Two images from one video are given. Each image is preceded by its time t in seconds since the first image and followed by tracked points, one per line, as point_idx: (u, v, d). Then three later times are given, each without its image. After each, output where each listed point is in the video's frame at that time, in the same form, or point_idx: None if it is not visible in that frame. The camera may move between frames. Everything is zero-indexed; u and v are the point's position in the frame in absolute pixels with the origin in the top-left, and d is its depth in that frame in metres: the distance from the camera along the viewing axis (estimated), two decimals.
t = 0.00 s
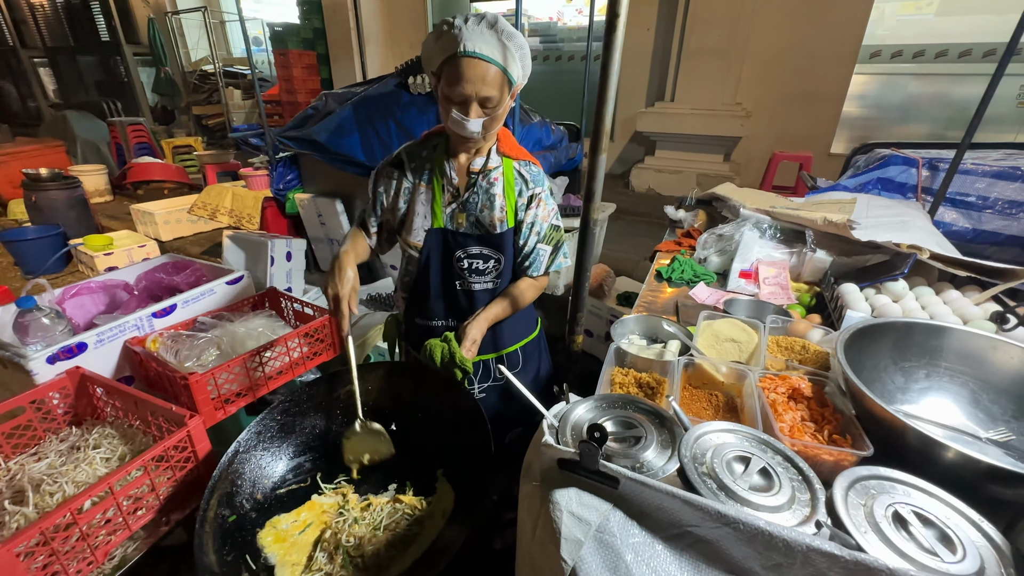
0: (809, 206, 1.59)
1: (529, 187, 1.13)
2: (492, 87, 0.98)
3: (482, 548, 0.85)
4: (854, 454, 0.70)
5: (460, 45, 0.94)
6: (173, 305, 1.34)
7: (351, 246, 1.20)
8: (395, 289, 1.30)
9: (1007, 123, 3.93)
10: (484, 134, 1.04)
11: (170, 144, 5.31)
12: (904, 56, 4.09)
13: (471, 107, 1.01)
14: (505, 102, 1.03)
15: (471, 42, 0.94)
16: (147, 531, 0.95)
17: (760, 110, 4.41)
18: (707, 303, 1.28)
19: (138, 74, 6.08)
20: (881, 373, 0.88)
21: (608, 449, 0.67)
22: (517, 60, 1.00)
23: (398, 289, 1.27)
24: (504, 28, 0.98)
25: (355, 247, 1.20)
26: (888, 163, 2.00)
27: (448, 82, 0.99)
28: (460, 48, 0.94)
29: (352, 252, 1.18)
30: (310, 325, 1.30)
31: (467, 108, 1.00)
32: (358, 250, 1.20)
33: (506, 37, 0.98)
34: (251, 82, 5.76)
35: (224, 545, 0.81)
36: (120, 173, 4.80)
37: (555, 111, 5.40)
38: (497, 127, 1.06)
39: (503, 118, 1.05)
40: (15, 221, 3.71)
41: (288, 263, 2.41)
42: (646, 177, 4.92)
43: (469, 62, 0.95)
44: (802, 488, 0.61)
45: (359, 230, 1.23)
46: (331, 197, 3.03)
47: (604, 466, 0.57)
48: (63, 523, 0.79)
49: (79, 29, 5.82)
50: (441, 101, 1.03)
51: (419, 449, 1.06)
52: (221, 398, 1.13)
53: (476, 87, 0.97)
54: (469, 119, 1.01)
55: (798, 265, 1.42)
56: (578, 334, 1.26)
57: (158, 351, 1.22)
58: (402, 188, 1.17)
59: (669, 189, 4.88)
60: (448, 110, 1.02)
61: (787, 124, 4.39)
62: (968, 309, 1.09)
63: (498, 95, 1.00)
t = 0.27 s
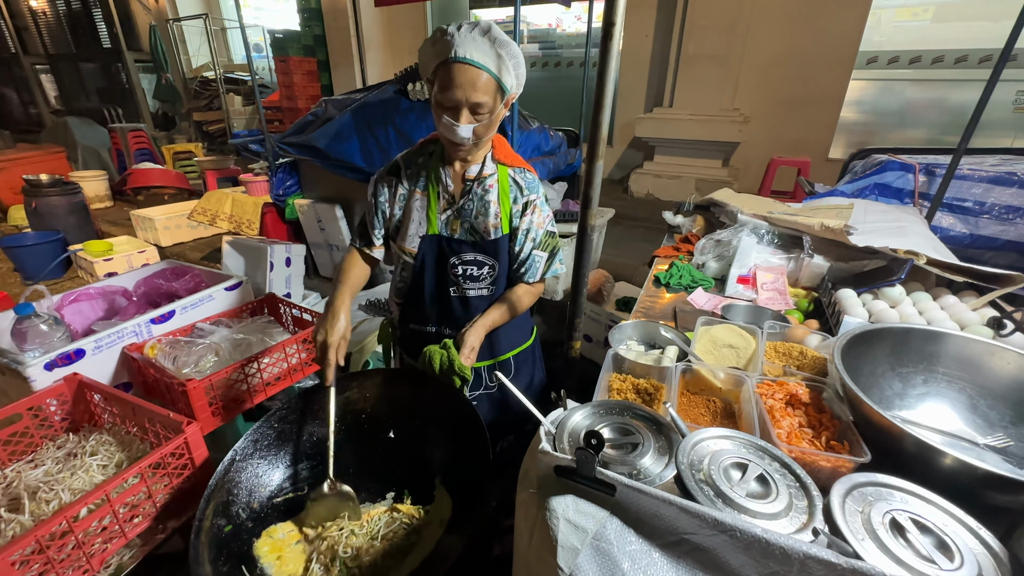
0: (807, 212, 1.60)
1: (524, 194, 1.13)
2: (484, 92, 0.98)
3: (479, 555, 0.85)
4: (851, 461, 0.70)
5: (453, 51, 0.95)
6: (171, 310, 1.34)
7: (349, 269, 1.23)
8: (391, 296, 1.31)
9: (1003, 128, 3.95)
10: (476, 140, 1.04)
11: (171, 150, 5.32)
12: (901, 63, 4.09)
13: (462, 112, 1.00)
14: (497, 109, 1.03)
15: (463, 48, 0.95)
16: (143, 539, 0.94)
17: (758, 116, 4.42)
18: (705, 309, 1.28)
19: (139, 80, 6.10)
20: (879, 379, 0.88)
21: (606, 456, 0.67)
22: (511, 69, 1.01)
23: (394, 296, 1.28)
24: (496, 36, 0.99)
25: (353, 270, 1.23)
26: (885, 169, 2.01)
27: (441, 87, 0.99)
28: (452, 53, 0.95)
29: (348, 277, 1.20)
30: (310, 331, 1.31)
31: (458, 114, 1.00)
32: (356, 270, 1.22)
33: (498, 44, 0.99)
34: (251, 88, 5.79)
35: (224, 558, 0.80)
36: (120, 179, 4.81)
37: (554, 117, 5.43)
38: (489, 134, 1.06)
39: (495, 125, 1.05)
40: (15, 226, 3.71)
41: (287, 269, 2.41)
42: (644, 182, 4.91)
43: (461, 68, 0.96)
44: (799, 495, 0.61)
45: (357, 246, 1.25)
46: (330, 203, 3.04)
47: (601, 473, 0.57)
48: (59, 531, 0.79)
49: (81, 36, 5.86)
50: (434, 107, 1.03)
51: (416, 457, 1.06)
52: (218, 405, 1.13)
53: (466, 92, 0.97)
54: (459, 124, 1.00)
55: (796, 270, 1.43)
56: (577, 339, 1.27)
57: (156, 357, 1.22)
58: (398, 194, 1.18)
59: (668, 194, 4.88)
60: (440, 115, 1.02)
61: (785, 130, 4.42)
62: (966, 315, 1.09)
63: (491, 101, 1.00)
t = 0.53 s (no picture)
0: (804, 216, 1.60)
1: (519, 199, 1.14)
2: (476, 100, 0.99)
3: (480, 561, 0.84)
4: (849, 465, 0.70)
5: (444, 60, 0.95)
6: (170, 315, 1.34)
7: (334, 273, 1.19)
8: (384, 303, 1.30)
9: (997, 133, 3.99)
10: (469, 147, 1.04)
11: (169, 154, 5.33)
12: (897, 67, 4.13)
13: (454, 119, 1.00)
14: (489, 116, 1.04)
15: (455, 56, 0.95)
16: (140, 545, 0.93)
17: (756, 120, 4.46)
18: (703, 312, 1.29)
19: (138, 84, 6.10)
20: (876, 383, 0.88)
21: (603, 462, 0.67)
22: (502, 76, 1.02)
23: (389, 303, 1.28)
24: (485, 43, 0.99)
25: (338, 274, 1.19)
26: (881, 173, 2.02)
27: (433, 96, 1.00)
28: (445, 62, 0.95)
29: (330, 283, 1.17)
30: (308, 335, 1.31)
31: (451, 122, 1.00)
32: (341, 279, 1.19)
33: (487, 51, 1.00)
34: (251, 92, 5.81)
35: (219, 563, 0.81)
36: (119, 183, 4.81)
37: (553, 121, 5.45)
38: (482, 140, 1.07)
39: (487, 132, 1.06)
40: (13, 230, 3.70)
41: (286, 273, 2.41)
42: (643, 186, 4.91)
43: (454, 76, 0.96)
44: (797, 499, 0.61)
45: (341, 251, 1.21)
46: (329, 207, 3.04)
47: (600, 478, 0.57)
48: (56, 537, 0.79)
49: (80, 40, 5.87)
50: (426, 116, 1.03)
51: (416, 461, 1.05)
52: (216, 410, 1.13)
53: (458, 100, 0.97)
54: (452, 132, 1.01)
55: (793, 274, 1.44)
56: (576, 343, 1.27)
57: (154, 362, 1.22)
58: (391, 202, 1.17)
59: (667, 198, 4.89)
60: (432, 123, 1.02)
61: (783, 134, 4.45)
62: (962, 319, 1.10)
63: (483, 109, 1.00)
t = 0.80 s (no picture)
0: (785, 217, 1.63)
1: (506, 199, 1.15)
2: (474, 104, 1.00)
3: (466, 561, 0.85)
4: (826, 457, 0.72)
5: (442, 66, 0.96)
6: (152, 320, 1.32)
7: (343, 284, 1.19)
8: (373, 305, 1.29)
9: (971, 135, 4.10)
10: (467, 149, 1.06)
11: (152, 158, 5.26)
12: (875, 71, 4.21)
13: (455, 124, 1.01)
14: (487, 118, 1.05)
15: (451, 62, 0.96)
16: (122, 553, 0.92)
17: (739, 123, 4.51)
18: (687, 312, 1.30)
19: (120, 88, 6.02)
20: (853, 378, 0.90)
21: (587, 458, 0.68)
22: (495, 77, 1.03)
23: (378, 305, 1.28)
24: (480, 47, 1.00)
25: (347, 284, 1.19)
26: (860, 174, 2.07)
27: (430, 101, 1.00)
28: (443, 67, 0.96)
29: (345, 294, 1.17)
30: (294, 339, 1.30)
31: (451, 125, 1.01)
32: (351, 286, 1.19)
33: (483, 55, 1.00)
34: (235, 96, 5.76)
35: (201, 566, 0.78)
36: (100, 188, 4.73)
37: (540, 125, 5.48)
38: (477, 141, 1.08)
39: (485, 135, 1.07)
40: None
41: (272, 278, 2.39)
42: (630, 189, 4.95)
43: (450, 81, 0.97)
44: (776, 491, 0.62)
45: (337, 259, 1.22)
46: (315, 211, 3.02)
47: (583, 474, 0.58)
48: (33, 546, 0.77)
49: (60, 43, 5.77)
50: (422, 120, 1.03)
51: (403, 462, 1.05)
52: (199, 415, 1.11)
53: (459, 106, 0.98)
54: (454, 136, 1.02)
55: (775, 273, 1.46)
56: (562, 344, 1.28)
57: (136, 368, 1.20)
58: (379, 204, 1.16)
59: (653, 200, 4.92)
60: (431, 127, 1.02)
61: (766, 137, 4.53)
62: (936, 314, 1.13)
63: (480, 112, 1.02)
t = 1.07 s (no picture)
0: (780, 217, 1.64)
1: (514, 201, 1.16)
2: (482, 104, 1.00)
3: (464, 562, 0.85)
4: (821, 456, 0.72)
5: (453, 66, 0.96)
6: (148, 321, 1.32)
7: (352, 283, 1.20)
8: (379, 304, 1.30)
9: (965, 135, 4.13)
10: (476, 149, 1.06)
11: (147, 159, 5.23)
12: (869, 71, 4.23)
13: (465, 124, 1.02)
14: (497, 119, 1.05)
15: (463, 62, 0.96)
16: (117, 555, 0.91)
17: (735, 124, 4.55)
18: (683, 311, 1.31)
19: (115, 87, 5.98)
20: (848, 377, 0.91)
21: (583, 457, 0.68)
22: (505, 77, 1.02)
23: (383, 302, 1.27)
24: (492, 47, 1.00)
25: (356, 284, 1.21)
26: (854, 174, 2.08)
27: (441, 100, 1.00)
28: (454, 68, 0.96)
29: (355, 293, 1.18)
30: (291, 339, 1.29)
31: (460, 126, 1.02)
32: (359, 286, 1.21)
33: (493, 54, 1.00)
34: (231, 96, 5.74)
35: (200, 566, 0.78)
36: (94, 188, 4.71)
37: (536, 125, 5.48)
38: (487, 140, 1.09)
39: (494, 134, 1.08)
40: None
41: (269, 278, 2.38)
42: (627, 189, 4.95)
43: (461, 81, 0.97)
44: (771, 490, 0.63)
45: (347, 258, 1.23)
46: (312, 211, 3.02)
47: (579, 474, 0.58)
48: (28, 549, 0.77)
49: (53, 42, 5.74)
50: (433, 118, 1.04)
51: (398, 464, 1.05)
52: (196, 416, 1.11)
53: (468, 106, 0.99)
54: (463, 136, 1.03)
55: (770, 272, 1.47)
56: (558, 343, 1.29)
57: (131, 369, 1.20)
58: (388, 202, 1.17)
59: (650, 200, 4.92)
60: (440, 126, 1.03)
61: (761, 137, 4.55)
62: (928, 313, 1.14)
63: (489, 113, 1.02)
